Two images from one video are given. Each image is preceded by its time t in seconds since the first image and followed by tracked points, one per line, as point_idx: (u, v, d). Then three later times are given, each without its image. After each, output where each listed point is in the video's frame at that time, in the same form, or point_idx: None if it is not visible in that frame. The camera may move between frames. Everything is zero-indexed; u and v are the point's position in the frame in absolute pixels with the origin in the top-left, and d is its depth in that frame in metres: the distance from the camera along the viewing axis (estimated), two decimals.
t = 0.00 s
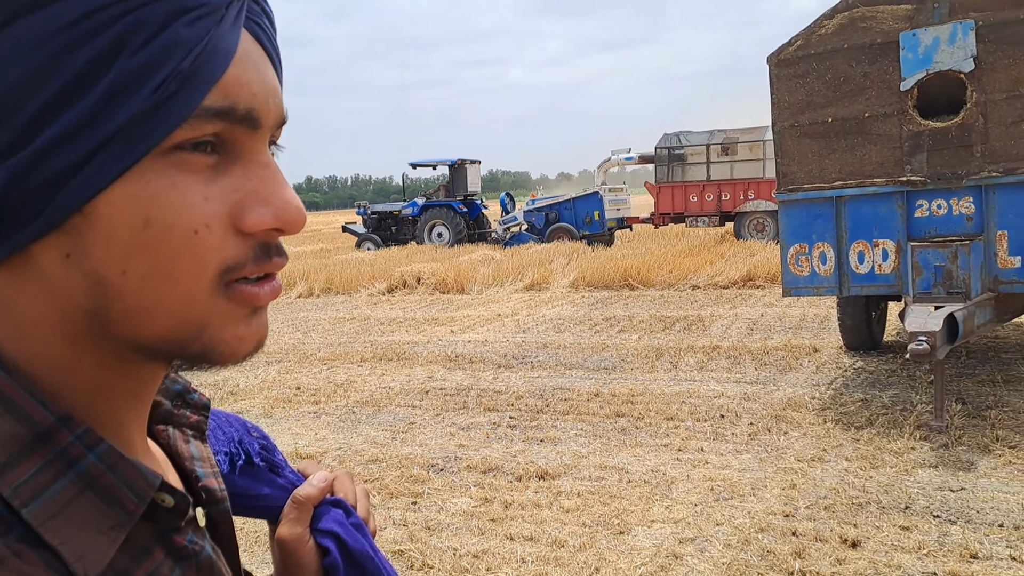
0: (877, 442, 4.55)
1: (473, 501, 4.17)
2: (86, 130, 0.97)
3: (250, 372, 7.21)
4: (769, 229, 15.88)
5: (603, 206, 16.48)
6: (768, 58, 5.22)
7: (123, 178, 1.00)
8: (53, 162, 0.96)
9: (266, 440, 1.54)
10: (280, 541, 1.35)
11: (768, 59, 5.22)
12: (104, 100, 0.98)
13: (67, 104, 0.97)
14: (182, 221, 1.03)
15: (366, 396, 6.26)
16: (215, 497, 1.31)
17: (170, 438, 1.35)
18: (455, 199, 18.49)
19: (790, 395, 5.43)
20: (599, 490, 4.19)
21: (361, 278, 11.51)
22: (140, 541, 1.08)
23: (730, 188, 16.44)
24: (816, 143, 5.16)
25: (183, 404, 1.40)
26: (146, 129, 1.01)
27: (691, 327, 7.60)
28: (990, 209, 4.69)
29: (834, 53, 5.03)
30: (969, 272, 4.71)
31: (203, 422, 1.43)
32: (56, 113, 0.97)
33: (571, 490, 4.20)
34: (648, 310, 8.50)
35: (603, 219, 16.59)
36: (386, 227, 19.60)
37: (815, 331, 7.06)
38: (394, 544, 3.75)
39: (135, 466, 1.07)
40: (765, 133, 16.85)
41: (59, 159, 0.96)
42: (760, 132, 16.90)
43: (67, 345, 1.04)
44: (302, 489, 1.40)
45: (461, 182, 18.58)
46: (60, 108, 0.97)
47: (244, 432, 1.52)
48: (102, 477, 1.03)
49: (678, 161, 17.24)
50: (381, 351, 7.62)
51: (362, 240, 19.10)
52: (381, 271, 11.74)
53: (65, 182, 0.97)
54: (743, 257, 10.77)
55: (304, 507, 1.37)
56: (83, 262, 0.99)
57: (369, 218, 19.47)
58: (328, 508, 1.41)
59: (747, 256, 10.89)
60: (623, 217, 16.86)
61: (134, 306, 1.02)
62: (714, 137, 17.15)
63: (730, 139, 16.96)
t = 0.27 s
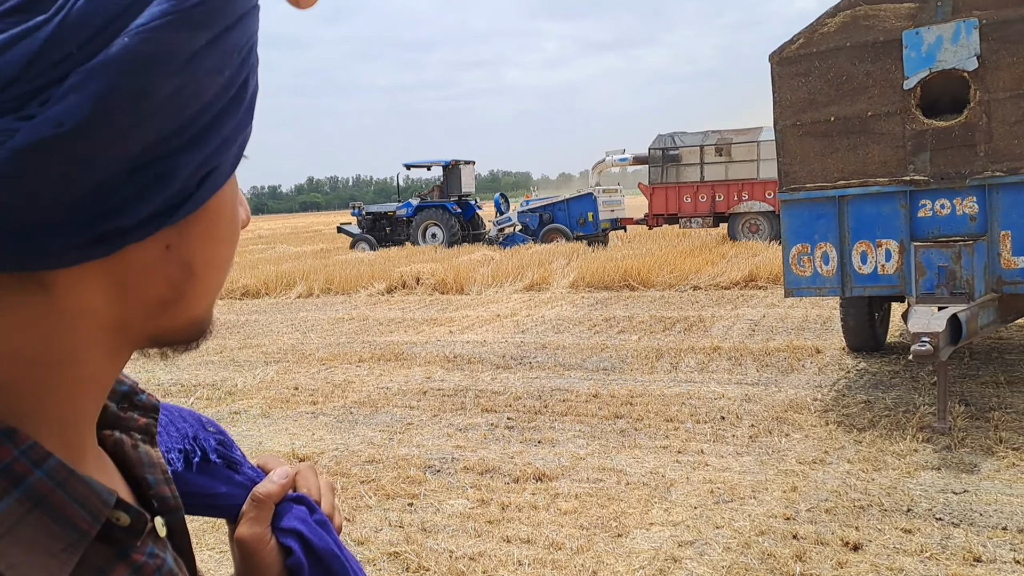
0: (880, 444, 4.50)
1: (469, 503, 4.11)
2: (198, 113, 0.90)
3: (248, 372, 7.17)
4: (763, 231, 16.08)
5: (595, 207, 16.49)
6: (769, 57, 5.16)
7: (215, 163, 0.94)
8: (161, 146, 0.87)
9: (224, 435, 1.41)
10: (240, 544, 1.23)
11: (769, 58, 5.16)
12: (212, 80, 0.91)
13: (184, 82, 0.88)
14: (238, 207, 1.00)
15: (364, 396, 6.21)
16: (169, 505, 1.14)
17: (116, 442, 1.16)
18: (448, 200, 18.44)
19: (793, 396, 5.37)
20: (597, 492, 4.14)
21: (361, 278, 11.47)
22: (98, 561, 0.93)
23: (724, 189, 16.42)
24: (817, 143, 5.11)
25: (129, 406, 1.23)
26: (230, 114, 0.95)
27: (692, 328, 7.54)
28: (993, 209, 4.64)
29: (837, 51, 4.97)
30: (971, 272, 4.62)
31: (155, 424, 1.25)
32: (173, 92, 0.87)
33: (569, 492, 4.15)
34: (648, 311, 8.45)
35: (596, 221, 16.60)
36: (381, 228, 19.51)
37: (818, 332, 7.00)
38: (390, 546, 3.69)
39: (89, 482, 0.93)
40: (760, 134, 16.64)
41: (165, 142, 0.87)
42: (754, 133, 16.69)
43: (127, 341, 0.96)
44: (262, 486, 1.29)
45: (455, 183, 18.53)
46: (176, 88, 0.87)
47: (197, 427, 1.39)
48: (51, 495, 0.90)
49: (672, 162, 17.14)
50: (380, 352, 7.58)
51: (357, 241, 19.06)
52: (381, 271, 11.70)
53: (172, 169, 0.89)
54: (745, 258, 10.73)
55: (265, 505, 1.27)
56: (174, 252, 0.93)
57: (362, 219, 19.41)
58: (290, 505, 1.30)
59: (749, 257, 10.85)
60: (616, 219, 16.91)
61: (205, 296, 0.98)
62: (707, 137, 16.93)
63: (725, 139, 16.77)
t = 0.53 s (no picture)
0: (880, 451, 4.46)
1: (466, 504, 4.08)
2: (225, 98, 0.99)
3: (247, 369, 7.14)
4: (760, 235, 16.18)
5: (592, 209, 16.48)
6: (775, 60, 5.14)
7: (225, 148, 1.02)
8: (195, 124, 0.95)
9: (188, 434, 1.41)
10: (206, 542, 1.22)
11: (775, 61, 5.14)
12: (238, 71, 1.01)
13: (225, 67, 0.97)
14: (228, 194, 1.08)
15: (362, 395, 6.18)
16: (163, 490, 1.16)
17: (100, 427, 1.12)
18: (446, 201, 18.46)
19: (793, 402, 5.34)
20: (595, 495, 4.11)
21: (362, 277, 11.44)
22: (105, 543, 0.93)
23: (721, 194, 16.44)
24: (822, 147, 5.08)
25: (110, 393, 1.16)
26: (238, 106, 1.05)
27: (693, 332, 7.51)
28: (998, 216, 4.60)
29: (844, 55, 4.94)
30: (974, 280, 4.63)
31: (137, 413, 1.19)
32: (218, 73, 0.96)
33: (567, 495, 4.12)
34: (649, 315, 8.41)
35: (592, 223, 16.59)
36: (377, 228, 19.48)
37: (819, 338, 6.97)
38: (385, 546, 3.67)
39: (98, 461, 0.93)
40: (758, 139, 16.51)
41: (199, 121, 0.95)
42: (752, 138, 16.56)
43: (136, 320, 1.00)
44: (228, 484, 1.28)
45: (452, 185, 18.54)
46: (221, 70, 0.96)
47: (160, 426, 1.39)
48: (62, 474, 0.89)
49: (669, 166, 17.08)
50: (379, 351, 7.55)
51: (353, 240, 19.06)
52: (382, 271, 11.67)
53: (204, 146, 0.97)
54: (748, 263, 10.68)
55: (232, 503, 1.25)
56: (188, 229, 1.00)
57: (359, 218, 19.39)
58: (256, 503, 1.29)
59: (752, 262, 10.82)
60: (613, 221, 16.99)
61: (202, 276, 1.05)
62: (704, 141, 16.78)
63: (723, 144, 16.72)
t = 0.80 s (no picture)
0: (882, 460, 4.45)
1: (466, 507, 4.07)
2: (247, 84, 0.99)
3: (248, 369, 7.14)
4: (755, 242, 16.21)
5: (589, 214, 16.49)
6: (781, 66, 5.15)
7: (244, 136, 1.02)
8: (219, 111, 0.94)
9: (188, 433, 1.42)
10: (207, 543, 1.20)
11: (781, 67, 5.15)
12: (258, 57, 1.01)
13: (250, 53, 0.96)
14: (242, 183, 1.08)
15: (362, 397, 6.17)
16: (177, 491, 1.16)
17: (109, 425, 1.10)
18: (443, 204, 18.49)
19: (794, 410, 5.33)
20: (595, 500, 4.10)
21: (363, 278, 11.44)
22: (127, 540, 0.92)
23: (716, 200, 16.40)
24: (826, 154, 5.08)
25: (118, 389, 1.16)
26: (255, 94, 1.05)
27: (694, 337, 7.50)
28: (1002, 226, 4.60)
29: (849, 63, 4.94)
30: (979, 289, 4.58)
31: (145, 410, 1.19)
32: (243, 59, 0.95)
33: (567, 499, 4.11)
34: (651, 320, 8.40)
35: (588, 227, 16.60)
36: (375, 229, 19.50)
37: (820, 345, 6.96)
38: (384, 548, 3.66)
39: (122, 455, 0.92)
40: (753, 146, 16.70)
41: (222, 109, 0.95)
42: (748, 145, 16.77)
43: (152, 308, 1.00)
44: (230, 483, 1.27)
45: (450, 187, 18.57)
46: (245, 56, 0.95)
47: (163, 425, 1.39)
48: (88, 469, 0.88)
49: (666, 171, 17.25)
50: (380, 352, 7.55)
51: (351, 241, 19.09)
52: (383, 272, 11.67)
53: (227, 133, 0.96)
54: (750, 269, 10.68)
55: (235, 503, 1.24)
56: (207, 218, 1.00)
57: (358, 219, 19.39)
58: (258, 503, 1.29)
59: (754, 268, 10.82)
60: (610, 226, 16.98)
61: (216, 264, 1.05)
62: (702, 148, 17.10)
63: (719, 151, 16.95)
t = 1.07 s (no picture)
0: (897, 463, 4.41)
1: (477, 507, 4.06)
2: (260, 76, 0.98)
3: (261, 368, 7.16)
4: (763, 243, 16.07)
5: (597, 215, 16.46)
6: (797, 67, 5.12)
7: (258, 127, 1.01)
8: (233, 102, 0.93)
9: (212, 427, 1.40)
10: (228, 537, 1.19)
11: (798, 67, 5.12)
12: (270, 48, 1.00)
13: (262, 43, 0.96)
14: (257, 176, 1.08)
15: (374, 396, 6.18)
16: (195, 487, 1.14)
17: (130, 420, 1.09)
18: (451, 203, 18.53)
19: (809, 412, 5.29)
20: (607, 501, 4.08)
21: (376, 277, 11.46)
22: (141, 532, 0.92)
23: (724, 202, 16.25)
24: (843, 155, 5.04)
25: (138, 382, 1.15)
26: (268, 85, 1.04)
27: (708, 339, 7.46)
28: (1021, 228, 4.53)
29: (867, 63, 4.91)
30: (997, 292, 4.53)
31: (166, 405, 1.18)
32: (255, 50, 0.95)
33: (579, 500, 4.09)
34: (664, 321, 8.37)
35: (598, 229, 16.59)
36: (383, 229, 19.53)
37: (836, 348, 6.91)
38: (395, 547, 3.65)
39: (137, 447, 0.91)
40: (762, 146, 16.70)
41: (236, 99, 0.94)
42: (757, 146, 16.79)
43: (168, 301, 0.99)
44: (253, 479, 1.26)
45: (457, 188, 18.62)
46: (258, 46, 0.95)
47: (185, 419, 1.38)
48: (102, 461, 0.87)
49: (675, 172, 17.25)
50: (392, 352, 7.55)
51: (358, 241, 19.13)
52: (396, 272, 11.69)
53: (241, 124, 0.95)
54: (765, 271, 10.62)
55: (256, 498, 1.24)
56: (223, 210, 0.99)
57: (365, 219, 19.43)
58: (280, 499, 1.28)
59: (769, 270, 10.76)
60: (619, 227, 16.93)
61: (232, 257, 1.05)
62: (709, 149, 17.06)
63: (728, 152, 16.96)
